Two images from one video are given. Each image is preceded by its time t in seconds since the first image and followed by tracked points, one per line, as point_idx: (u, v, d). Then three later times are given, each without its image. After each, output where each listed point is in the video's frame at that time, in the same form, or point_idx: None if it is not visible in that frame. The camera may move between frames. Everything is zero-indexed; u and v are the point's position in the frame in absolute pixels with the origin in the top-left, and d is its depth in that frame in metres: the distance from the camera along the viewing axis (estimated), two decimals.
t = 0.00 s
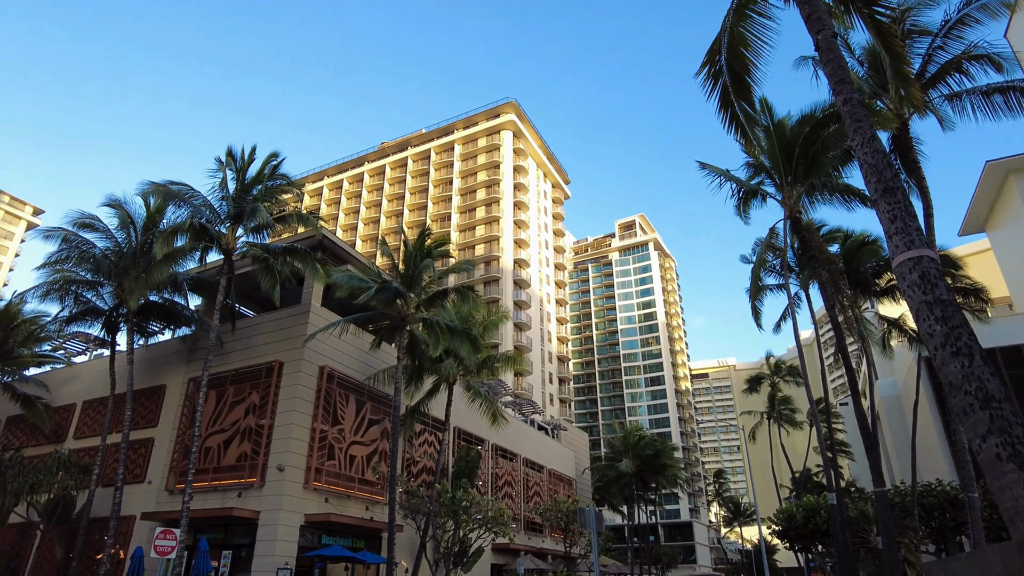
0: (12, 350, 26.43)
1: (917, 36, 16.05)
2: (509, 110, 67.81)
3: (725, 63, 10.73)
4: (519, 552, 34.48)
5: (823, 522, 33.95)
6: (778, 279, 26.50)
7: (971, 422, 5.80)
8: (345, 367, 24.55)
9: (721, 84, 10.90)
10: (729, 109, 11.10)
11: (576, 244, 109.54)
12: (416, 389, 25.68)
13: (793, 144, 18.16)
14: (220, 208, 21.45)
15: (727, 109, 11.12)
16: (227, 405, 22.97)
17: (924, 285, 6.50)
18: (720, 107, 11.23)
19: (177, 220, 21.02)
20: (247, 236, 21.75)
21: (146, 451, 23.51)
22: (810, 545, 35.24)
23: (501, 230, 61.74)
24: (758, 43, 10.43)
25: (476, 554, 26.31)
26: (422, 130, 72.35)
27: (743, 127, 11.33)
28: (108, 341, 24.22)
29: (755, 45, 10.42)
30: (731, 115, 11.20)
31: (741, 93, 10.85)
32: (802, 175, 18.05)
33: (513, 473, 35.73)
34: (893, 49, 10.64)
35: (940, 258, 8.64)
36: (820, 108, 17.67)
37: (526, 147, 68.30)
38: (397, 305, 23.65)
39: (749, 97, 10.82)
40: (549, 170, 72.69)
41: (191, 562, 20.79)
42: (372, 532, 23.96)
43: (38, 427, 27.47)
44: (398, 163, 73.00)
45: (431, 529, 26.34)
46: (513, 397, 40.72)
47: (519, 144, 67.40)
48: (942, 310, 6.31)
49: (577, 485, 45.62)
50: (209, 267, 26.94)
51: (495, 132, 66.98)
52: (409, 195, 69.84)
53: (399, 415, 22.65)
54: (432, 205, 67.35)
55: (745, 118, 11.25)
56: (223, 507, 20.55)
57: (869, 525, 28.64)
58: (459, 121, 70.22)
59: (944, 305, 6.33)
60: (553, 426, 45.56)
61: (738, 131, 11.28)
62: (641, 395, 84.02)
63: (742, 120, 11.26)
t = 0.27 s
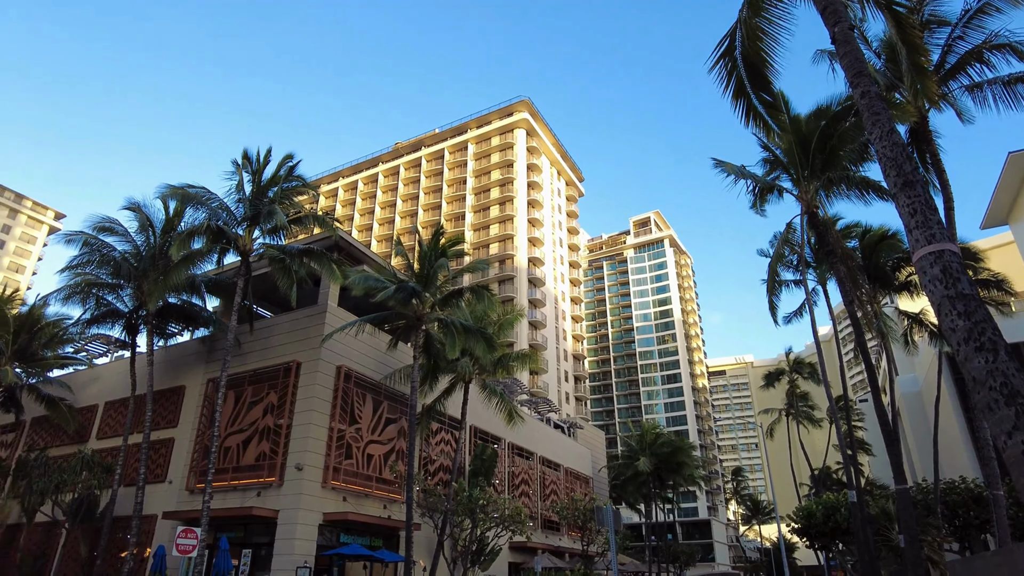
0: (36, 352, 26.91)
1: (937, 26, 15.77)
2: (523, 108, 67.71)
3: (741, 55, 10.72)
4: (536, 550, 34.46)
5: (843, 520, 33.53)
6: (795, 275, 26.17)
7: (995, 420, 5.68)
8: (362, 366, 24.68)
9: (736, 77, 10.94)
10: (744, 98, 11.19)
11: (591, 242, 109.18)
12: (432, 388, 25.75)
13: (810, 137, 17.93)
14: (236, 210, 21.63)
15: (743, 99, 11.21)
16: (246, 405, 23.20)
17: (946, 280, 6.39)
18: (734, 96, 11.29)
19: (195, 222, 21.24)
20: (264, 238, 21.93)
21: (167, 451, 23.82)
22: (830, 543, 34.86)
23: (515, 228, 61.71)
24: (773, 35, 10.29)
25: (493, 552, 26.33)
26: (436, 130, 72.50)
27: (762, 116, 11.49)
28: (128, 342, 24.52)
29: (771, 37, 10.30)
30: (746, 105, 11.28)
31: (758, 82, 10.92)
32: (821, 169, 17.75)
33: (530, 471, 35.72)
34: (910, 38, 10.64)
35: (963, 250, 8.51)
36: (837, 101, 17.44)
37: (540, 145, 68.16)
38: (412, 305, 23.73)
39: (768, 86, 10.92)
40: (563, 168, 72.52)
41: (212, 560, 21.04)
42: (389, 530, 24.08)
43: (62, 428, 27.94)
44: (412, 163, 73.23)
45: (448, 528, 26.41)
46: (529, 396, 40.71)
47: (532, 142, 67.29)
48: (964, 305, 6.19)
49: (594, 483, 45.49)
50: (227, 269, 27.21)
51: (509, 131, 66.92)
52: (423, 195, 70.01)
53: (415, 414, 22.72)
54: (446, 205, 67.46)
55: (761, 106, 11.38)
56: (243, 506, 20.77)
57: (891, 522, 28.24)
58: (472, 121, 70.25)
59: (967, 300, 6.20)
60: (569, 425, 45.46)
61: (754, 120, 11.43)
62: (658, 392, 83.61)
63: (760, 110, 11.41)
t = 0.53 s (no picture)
0: (58, 354, 27.34)
1: (956, 15, 15.50)
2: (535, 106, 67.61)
3: (752, 48, 10.61)
4: (553, 548, 34.46)
5: (863, 517, 33.14)
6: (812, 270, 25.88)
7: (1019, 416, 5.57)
8: (377, 365, 24.81)
9: (746, 70, 10.86)
10: (754, 90, 11.15)
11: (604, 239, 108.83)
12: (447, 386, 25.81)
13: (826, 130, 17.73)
14: (251, 212, 21.82)
15: (753, 92, 11.18)
16: (263, 405, 23.43)
17: (966, 273, 6.29)
18: (744, 90, 11.23)
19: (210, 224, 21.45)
20: (279, 239, 22.11)
21: (186, 451, 24.11)
22: (849, 541, 34.51)
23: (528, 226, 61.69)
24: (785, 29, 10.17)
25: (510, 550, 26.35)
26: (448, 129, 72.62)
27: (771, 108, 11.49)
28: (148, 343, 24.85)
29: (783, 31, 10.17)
30: (756, 97, 11.29)
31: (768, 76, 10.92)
32: (836, 162, 17.64)
33: (545, 469, 35.72)
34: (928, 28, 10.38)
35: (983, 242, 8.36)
36: (853, 94, 17.19)
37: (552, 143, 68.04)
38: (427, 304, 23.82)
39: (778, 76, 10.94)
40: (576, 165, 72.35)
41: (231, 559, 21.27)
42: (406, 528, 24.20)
43: (84, 428, 28.40)
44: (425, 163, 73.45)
45: (464, 526, 26.47)
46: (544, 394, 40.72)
47: (544, 140, 67.20)
48: (986, 297, 6.09)
49: (610, 481, 45.39)
50: (243, 270, 27.49)
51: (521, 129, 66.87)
52: (436, 194, 70.19)
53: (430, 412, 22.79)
54: (460, 204, 67.54)
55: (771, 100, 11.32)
56: (262, 504, 20.97)
57: (911, 520, 27.90)
58: (485, 119, 70.29)
59: (989, 293, 6.10)
60: (584, 422, 45.38)
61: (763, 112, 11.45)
62: (673, 390, 83.22)
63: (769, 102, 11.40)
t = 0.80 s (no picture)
0: (77, 355, 27.74)
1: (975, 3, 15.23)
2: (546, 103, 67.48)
3: (760, 43, 10.46)
4: (568, 545, 34.46)
5: (881, 513, 32.81)
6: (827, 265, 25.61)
7: None
8: (391, 363, 24.92)
9: (753, 66, 10.71)
10: (758, 89, 10.97)
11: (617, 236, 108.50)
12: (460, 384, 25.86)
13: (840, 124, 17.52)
14: (265, 212, 21.97)
15: (756, 90, 11.00)
16: (279, 404, 23.61)
17: (987, 265, 6.18)
18: (748, 88, 11.07)
19: (225, 225, 21.65)
20: (293, 239, 22.24)
21: (203, 450, 24.37)
22: (867, 537, 34.19)
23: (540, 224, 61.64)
24: (796, 21, 10.06)
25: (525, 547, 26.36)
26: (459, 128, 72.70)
27: (774, 112, 11.25)
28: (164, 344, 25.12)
29: (792, 24, 10.06)
30: (758, 97, 11.11)
31: (773, 74, 10.76)
32: (850, 156, 17.41)
33: (560, 467, 35.72)
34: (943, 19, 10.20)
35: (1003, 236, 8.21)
36: (867, 87, 16.95)
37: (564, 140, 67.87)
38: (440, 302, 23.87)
39: (782, 77, 10.73)
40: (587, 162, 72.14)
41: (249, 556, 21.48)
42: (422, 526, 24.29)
43: (103, 428, 28.77)
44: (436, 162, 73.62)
45: (479, 524, 26.52)
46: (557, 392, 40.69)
47: (556, 137, 67.06)
48: (1007, 289, 5.98)
49: (624, 478, 45.28)
50: (257, 271, 27.70)
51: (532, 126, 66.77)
52: (448, 193, 70.32)
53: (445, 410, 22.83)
54: (472, 202, 67.59)
55: (774, 101, 11.13)
56: (278, 503, 21.14)
57: (930, 516, 27.57)
58: (496, 117, 70.27)
59: (1011, 285, 5.99)
60: (598, 420, 45.26)
61: (764, 113, 11.24)
62: (688, 386, 82.84)
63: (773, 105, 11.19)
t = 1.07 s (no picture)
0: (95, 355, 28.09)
1: None
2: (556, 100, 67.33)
3: (769, 38, 10.32)
4: (582, 543, 34.43)
5: (899, 511, 32.41)
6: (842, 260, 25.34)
7: None
8: (405, 361, 24.99)
9: (760, 63, 10.58)
10: (762, 88, 10.87)
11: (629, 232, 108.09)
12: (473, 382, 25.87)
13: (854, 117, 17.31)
14: (278, 213, 22.11)
15: (761, 90, 10.89)
16: (293, 402, 23.77)
17: (1007, 258, 6.07)
18: (753, 86, 10.95)
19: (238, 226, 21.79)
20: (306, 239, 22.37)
21: (219, 449, 24.60)
22: (885, 534, 33.83)
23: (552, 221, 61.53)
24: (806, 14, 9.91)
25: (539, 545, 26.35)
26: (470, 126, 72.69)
27: (777, 112, 11.11)
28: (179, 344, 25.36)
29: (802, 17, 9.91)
30: (762, 96, 10.98)
31: (779, 74, 10.63)
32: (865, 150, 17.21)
33: (573, 464, 35.65)
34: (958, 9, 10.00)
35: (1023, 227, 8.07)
36: (882, 79, 16.70)
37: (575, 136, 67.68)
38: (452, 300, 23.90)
39: (787, 76, 10.61)
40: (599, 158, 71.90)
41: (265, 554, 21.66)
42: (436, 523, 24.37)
43: (121, 427, 29.11)
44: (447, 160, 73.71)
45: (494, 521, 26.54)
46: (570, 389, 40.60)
47: (567, 134, 66.89)
48: None
49: (638, 475, 45.14)
50: (271, 270, 27.89)
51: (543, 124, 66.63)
52: (459, 191, 70.37)
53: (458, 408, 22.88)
54: (483, 200, 67.58)
55: (777, 100, 11.01)
56: (294, 501, 21.29)
57: (949, 513, 27.22)
58: (506, 115, 70.19)
59: None
60: (611, 417, 45.11)
61: (766, 113, 11.09)
62: (702, 383, 82.43)
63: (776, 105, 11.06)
